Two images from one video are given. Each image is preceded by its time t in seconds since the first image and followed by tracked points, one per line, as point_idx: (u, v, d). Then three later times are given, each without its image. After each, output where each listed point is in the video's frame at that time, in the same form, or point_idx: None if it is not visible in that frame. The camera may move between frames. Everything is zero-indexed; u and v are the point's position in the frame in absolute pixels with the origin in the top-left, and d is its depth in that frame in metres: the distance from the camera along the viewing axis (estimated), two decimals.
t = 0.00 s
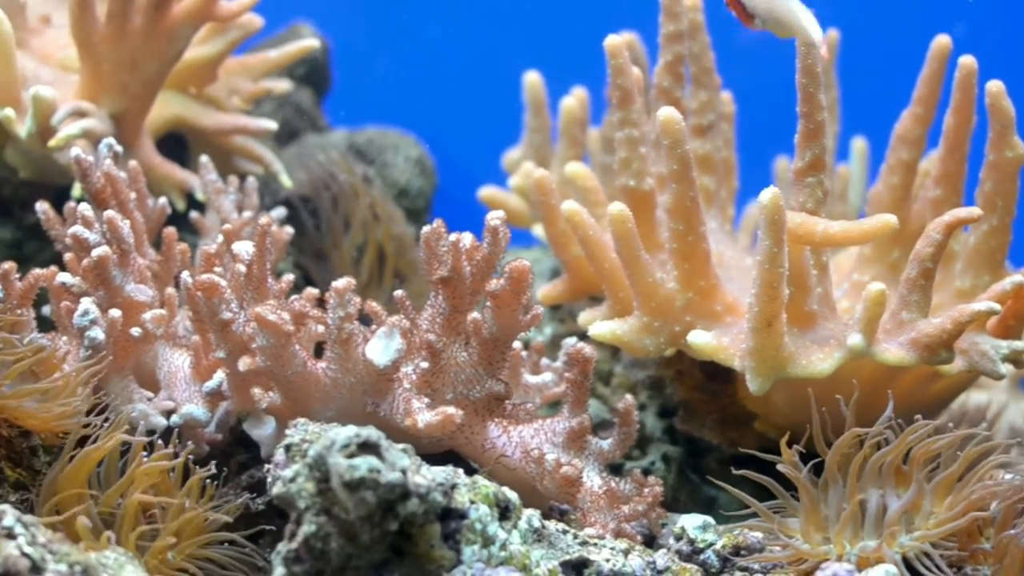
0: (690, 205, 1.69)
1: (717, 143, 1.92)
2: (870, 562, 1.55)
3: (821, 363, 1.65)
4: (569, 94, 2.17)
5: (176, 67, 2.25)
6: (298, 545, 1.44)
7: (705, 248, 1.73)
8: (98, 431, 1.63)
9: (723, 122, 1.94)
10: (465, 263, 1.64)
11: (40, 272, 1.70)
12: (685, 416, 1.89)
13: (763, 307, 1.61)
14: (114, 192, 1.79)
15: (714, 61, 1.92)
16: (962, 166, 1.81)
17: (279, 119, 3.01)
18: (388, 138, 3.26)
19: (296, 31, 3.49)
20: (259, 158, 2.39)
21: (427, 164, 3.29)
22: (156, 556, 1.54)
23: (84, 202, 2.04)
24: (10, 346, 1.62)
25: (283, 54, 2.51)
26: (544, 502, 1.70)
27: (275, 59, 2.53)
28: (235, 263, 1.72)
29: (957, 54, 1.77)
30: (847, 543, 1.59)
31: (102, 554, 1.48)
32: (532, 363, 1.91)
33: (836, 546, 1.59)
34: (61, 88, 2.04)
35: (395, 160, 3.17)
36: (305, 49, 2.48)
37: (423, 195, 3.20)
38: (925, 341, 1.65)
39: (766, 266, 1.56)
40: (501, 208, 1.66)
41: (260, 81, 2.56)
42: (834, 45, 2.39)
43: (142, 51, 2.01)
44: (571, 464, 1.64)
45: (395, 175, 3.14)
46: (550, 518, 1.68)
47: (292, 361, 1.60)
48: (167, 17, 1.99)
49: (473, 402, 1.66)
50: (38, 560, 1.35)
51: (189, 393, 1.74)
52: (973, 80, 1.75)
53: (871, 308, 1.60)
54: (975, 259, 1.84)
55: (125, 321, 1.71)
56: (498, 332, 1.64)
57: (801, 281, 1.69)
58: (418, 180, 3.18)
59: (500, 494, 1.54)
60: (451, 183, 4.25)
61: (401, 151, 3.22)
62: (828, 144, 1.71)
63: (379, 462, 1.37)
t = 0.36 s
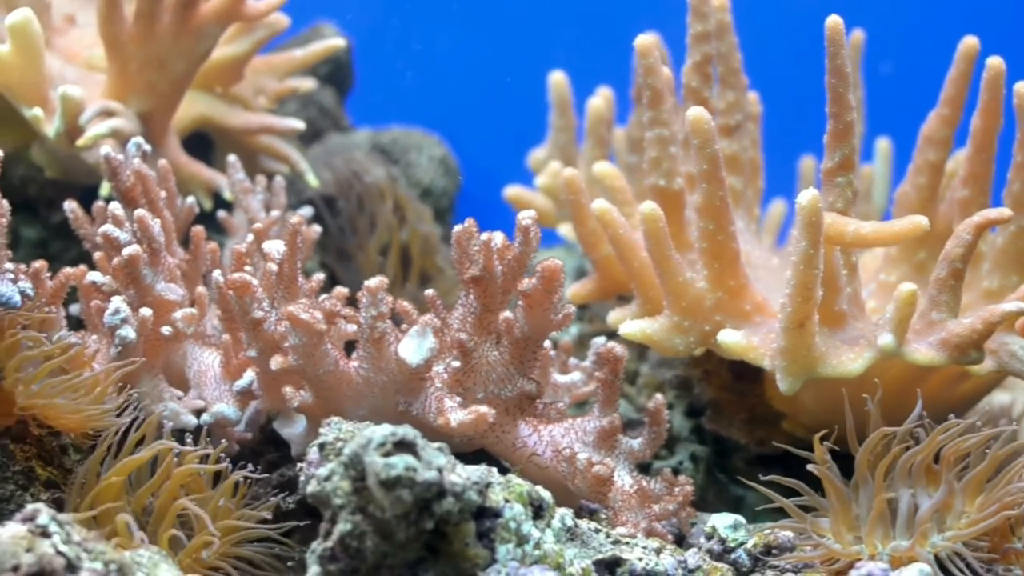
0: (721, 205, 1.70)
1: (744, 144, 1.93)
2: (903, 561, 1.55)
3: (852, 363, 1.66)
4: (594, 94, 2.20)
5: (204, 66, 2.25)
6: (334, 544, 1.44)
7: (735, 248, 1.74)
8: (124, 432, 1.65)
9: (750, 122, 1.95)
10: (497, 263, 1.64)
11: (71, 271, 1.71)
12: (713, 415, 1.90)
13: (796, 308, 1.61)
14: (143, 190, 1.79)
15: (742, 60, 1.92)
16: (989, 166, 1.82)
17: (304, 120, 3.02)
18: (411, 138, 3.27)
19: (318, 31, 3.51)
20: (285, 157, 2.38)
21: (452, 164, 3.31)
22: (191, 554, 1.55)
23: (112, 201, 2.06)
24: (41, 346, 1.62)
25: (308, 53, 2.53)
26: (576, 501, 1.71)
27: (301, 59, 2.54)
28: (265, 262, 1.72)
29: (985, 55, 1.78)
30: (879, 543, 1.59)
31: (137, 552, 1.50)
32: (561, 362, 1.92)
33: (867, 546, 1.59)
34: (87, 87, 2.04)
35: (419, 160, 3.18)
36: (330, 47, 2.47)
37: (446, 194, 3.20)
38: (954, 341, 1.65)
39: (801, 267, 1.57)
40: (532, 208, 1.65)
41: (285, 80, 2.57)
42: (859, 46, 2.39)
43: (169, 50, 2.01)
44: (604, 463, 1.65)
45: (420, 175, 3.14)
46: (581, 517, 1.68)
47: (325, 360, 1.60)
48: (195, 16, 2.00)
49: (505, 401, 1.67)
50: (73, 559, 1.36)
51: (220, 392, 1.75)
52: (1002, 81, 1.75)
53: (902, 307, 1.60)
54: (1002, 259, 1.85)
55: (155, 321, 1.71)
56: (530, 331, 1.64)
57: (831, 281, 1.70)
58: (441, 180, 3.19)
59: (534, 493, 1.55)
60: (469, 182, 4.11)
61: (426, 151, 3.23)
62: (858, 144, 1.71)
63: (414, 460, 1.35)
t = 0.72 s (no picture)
0: (754, 204, 1.71)
1: (774, 144, 1.94)
2: (939, 561, 1.56)
3: (885, 363, 1.66)
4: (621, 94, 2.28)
5: (234, 64, 2.29)
6: (372, 543, 1.42)
7: (768, 247, 1.75)
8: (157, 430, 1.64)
9: (781, 123, 1.96)
10: (532, 263, 1.64)
11: (105, 270, 1.69)
12: (743, 416, 1.91)
13: (831, 307, 1.61)
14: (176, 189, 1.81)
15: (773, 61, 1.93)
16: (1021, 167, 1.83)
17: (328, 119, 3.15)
18: (439, 137, 3.42)
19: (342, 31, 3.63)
20: (315, 157, 2.49)
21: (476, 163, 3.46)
22: (227, 553, 1.55)
23: (140, 199, 2.14)
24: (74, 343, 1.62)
25: (334, 52, 2.61)
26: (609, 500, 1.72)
27: (327, 58, 2.61)
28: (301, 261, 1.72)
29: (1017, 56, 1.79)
30: (915, 542, 1.60)
31: (175, 551, 1.49)
32: (593, 362, 1.93)
33: (903, 545, 1.60)
34: (117, 86, 2.10)
35: (445, 160, 3.34)
36: (357, 47, 2.55)
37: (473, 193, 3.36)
38: (987, 341, 1.65)
39: (838, 267, 1.57)
40: (567, 207, 1.65)
41: (313, 80, 2.63)
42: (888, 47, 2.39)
43: (199, 50, 2.08)
44: (639, 463, 1.65)
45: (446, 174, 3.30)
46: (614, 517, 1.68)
47: (361, 359, 1.60)
48: (225, 15, 2.07)
49: (540, 401, 1.67)
50: (112, 557, 1.33)
51: (253, 391, 1.74)
52: None
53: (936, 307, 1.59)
54: None
55: (190, 319, 1.71)
56: (565, 331, 1.64)
57: (864, 280, 1.71)
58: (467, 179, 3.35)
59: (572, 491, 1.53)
60: (494, 190, 4.24)
61: (451, 152, 3.37)
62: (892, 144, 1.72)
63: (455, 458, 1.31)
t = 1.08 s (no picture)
0: (786, 204, 1.71)
1: (804, 145, 1.95)
2: (976, 562, 1.55)
3: (919, 363, 1.65)
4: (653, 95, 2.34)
5: (265, 62, 2.35)
6: (411, 543, 1.39)
7: (802, 248, 1.74)
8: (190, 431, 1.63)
9: (810, 123, 1.97)
10: (566, 263, 1.64)
11: (137, 269, 1.70)
12: (775, 416, 1.92)
13: (867, 307, 1.60)
14: (207, 188, 1.81)
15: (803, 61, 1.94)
16: None
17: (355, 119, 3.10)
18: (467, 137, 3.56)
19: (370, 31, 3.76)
20: (345, 156, 2.50)
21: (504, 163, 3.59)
22: (259, 552, 1.55)
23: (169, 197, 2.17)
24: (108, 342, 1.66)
25: (364, 53, 2.65)
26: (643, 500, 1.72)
27: (357, 58, 2.65)
28: (333, 261, 1.72)
29: None
30: (953, 544, 1.59)
31: (211, 551, 1.48)
32: (626, 362, 1.93)
33: (940, 546, 1.59)
34: (147, 86, 2.14)
35: (472, 160, 3.48)
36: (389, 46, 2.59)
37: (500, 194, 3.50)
38: (1021, 342, 1.63)
39: (876, 265, 1.56)
40: (602, 206, 1.64)
41: (342, 79, 2.67)
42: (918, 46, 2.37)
43: (231, 48, 2.11)
44: (674, 463, 1.65)
45: (474, 174, 3.46)
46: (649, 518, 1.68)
47: (396, 359, 1.60)
48: (255, 14, 2.09)
49: (574, 401, 1.66)
50: (150, 557, 1.32)
51: (286, 391, 1.75)
52: None
53: (970, 306, 1.60)
54: None
55: (224, 319, 1.71)
56: (599, 331, 1.64)
57: (899, 281, 1.70)
58: (495, 179, 3.49)
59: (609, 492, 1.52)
60: (521, 191, 4.27)
61: (479, 151, 3.52)
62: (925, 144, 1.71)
63: (494, 459, 1.28)
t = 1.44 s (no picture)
0: (819, 204, 1.71)
1: (834, 145, 1.95)
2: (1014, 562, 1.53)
3: (953, 362, 1.65)
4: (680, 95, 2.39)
5: (296, 62, 2.39)
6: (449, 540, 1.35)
7: (834, 247, 1.74)
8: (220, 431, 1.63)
9: (840, 124, 1.98)
10: (600, 262, 1.64)
11: (171, 267, 1.71)
12: (806, 416, 1.93)
13: (901, 306, 1.60)
14: (239, 187, 1.79)
15: (833, 62, 1.96)
16: None
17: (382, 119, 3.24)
18: (494, 138, 3.55)
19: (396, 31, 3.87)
20: (374, 156, 2.60)
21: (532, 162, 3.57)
22: (293, 550, 1.54)
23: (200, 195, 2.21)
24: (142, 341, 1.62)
25: (392, 52, 2.72)
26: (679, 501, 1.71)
27: (386, 57, 2.72)
28: (367, 260, 1.71)
29: None
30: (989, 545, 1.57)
31: (247, 550, 1.45)
32: (658, 362, 1.94)
33: (976, 546, 1.57)
34: (175, 84, 2.21)
35: (499, 160, 3.48)
36: (417, 45, 2.65)
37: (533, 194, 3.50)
38: None
39: (911, 264, 1.56)
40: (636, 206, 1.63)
41: (371, 79, 2.74)
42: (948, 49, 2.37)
43: (260, 48, 2.16)
44: (709, 463, 1.64)
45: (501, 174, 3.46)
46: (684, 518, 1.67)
47: (431, 358, 1.60)
48: (285, 14, 2.14)
49: (609, 400, 1.67)
50: (187, 556, 1.29)
51: (319, 390, 1.73)
52: None
53: (1004, 306, 1.60)
54: None
55: (257, 318, 1.72)
56: (634, 330, 1.63)
57: (933, 281, 1.70)
58: (524, 180, 3.48)
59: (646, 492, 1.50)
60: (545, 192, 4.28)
61: (506, 151, 3.52)
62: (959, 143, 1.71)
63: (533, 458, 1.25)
